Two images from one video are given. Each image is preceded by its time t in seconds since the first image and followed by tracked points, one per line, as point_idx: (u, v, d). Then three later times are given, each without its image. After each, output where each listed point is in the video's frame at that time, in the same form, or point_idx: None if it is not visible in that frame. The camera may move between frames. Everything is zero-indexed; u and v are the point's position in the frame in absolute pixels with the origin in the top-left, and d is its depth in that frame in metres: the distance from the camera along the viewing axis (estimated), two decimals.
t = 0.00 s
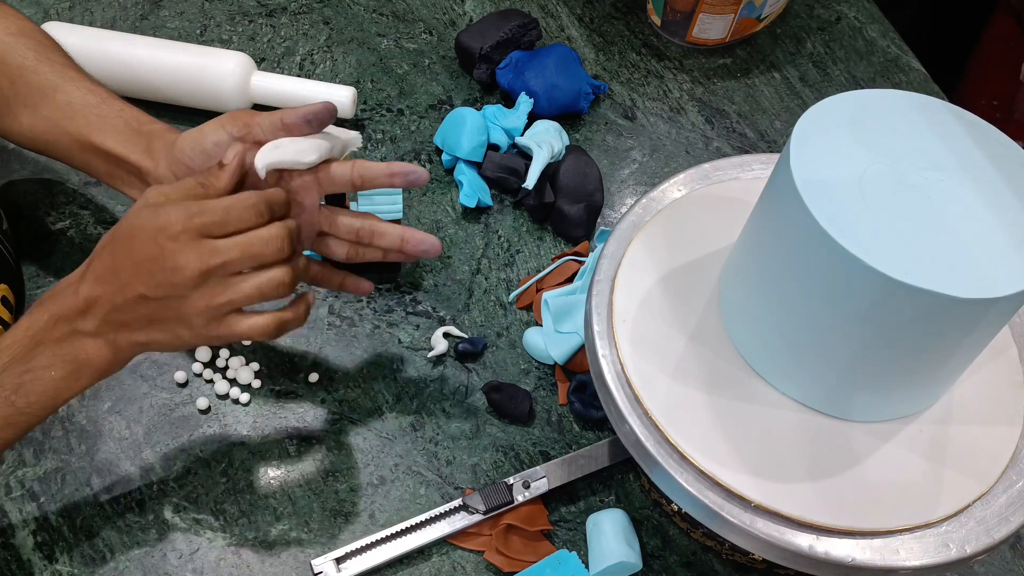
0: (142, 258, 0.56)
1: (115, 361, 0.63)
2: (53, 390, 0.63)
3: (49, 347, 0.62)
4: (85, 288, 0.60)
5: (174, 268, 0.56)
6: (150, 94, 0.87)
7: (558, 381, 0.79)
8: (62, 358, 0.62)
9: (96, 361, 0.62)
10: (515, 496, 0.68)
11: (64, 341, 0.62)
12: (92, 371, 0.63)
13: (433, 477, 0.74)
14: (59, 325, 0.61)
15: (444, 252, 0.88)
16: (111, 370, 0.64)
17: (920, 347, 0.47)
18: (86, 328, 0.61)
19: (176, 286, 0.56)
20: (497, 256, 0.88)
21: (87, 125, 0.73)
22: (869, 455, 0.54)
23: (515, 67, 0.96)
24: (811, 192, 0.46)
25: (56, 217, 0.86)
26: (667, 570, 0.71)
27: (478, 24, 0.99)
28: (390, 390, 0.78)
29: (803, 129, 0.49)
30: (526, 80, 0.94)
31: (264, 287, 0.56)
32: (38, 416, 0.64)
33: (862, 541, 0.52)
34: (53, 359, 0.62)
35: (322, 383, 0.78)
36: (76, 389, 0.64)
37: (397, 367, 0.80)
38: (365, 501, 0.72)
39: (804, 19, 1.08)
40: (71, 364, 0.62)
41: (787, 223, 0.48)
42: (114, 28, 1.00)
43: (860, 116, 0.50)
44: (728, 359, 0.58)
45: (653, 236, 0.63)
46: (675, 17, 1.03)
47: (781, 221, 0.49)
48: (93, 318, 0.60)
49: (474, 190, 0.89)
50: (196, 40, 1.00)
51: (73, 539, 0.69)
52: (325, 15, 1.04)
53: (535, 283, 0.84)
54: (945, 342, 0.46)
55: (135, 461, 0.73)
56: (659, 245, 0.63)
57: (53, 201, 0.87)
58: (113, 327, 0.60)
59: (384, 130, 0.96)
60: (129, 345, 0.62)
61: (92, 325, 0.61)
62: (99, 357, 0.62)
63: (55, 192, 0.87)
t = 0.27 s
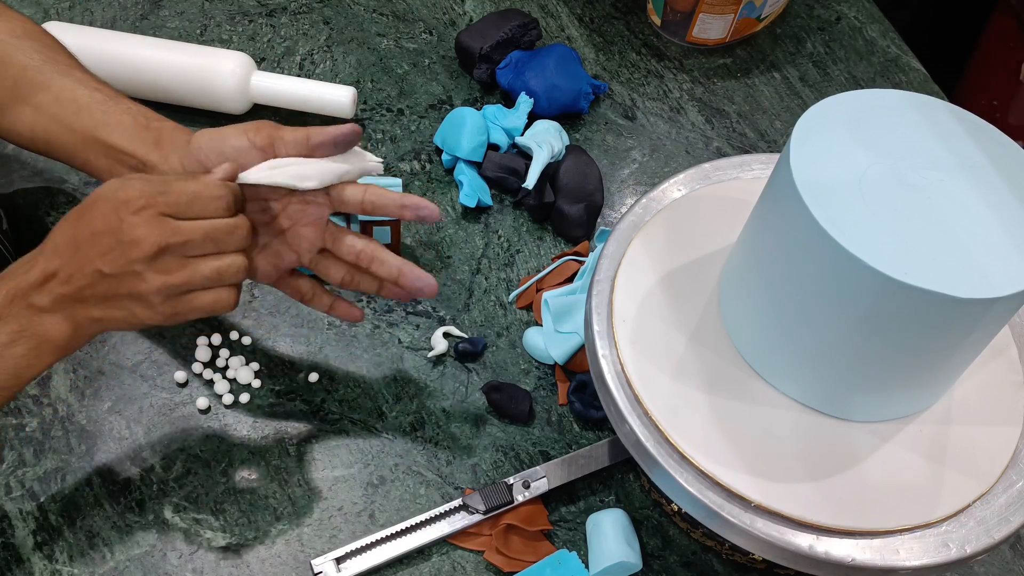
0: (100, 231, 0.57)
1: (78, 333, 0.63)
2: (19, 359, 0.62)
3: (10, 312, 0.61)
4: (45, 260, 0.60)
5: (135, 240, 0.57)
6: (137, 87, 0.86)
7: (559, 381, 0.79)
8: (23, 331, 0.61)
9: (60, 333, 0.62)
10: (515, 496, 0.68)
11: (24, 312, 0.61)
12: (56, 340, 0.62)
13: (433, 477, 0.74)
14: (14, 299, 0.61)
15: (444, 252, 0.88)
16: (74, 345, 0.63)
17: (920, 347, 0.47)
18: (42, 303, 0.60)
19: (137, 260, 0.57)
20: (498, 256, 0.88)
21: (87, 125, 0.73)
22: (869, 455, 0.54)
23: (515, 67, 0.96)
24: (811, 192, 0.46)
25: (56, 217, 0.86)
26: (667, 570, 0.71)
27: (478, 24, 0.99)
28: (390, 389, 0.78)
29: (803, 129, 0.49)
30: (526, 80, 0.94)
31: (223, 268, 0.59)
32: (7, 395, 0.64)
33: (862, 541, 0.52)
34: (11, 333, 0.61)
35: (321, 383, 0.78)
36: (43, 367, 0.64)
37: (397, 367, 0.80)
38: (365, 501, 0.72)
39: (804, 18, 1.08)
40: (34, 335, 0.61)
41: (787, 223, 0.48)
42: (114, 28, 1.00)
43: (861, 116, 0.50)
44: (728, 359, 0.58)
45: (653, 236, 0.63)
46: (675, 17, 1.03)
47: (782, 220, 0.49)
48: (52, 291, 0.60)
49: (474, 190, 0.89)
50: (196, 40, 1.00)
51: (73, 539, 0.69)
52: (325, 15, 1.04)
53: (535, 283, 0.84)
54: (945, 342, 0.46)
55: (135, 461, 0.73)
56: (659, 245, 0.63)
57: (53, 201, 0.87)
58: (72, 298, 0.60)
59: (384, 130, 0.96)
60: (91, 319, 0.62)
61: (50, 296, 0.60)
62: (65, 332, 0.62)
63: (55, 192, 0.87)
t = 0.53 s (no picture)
0: (226, 365, 0.59)
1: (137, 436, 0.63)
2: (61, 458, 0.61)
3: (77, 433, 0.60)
4: (72, 410, 0.59)
5: (233, 366, 0.59)
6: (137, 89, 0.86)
7: (559, 381, 0.79)
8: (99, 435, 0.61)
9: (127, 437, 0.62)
10: (515, 496, 0.68)
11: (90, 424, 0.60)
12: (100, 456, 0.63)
13: (433, 477, 0.74)
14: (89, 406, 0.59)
15: (444, 252, 0.88)
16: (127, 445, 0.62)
17: (920, 347, 0.47)
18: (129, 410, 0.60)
19: (237, 366, 0.59)
20: (498, 256, 0.88)
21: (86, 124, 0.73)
22: (870, 455, 0.54)
23: (515, 67, 0.96)
24: (811, 192, 0.46)
25: (55, 217, 0.86)
26: (667, 570, 0.71)
27: (478, 24, 0.99)
28: (390, 389, 0.78)
29: (803, 129, 0.49)
30: (526, 80, 0.94)
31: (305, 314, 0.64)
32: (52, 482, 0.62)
33: (862, 541, 0.52)
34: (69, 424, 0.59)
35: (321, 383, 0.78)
36: (54, 482, 0.63)
37: (397, 367, 0.80)
38: (365, 501, 0.72)
39: (804, 19, 1.08)
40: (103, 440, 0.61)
41: (787, 223, 0.48)
42: (114, 28, 1.00)
43: (861, 116, 0.50)
44: (729, 359, 0.58)
45: (653, 236, 0.63)
46: (675, 17, 1.03)
47: (782, 220, 0.49)
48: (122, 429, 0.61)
49: (474, 190, 0.89)
50: (196, 40, 1.00)
51: (73, 540, 0.69)
52: (325, 15, 1.04)
53: (535, 283, 0.84)
54: (945, 342, 0.46)
55: (134, 462, 0.72)
56: (659, 245, 0.63)
57: (53, 201, 0.87)
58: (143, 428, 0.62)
59: (384, 129, 0.96)
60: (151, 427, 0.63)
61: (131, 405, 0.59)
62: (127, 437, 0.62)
63: (55, 192, 0.87)
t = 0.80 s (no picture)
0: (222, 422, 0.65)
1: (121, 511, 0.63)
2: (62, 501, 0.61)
3: (65, 485, 0.61)
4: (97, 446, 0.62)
5: (232, 425, 0.66)
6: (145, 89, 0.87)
7: (559, 380, 0.79)
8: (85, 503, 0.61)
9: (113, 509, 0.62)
10: (515, 496, 0.68)
11: (83, 483, 0.61)
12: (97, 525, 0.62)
13: (433, 477, 0.74)
14: (82, 468, 0.61)
15: (444, 252, 0.88)
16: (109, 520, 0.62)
17: (920, 347, 0.47)
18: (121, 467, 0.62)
19: (234, 420, 0.66)
20: (498, 256, 0.88)
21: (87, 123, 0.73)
22: (870, 455, 0.54)
23: (515, 67, 0.96)
24: (811, 192, 0.46)
25: (55, 217, 0.86)
26: (667, 570, 0.71)
27: (478, 24, 0.99)
28: (390, 389, 0.78)
29: (803, 129, 0.49)
30: (525, 80, 0.94)
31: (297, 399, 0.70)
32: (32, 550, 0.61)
33: (862, 541, 0.52)
34: (62, 474, 0.61)
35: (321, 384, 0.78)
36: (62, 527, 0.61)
37: (397, 367, 0.80)
38: (365, 501, 0.72)
39: (804, 19, 1.08)
40: (91, 506, 0.61)
41: (787, 223, 0.48)
42: (114, 28, 1.00)
43: (860, 116, 0.50)
44: (729, 359, 0.58)
45: (653, 236, 0.63)
46: (675, 17, 1.03)
47: (782, 220, 0.49)
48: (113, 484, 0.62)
49: (474, 190, 0.89)
50: (196, 40, 1.00)
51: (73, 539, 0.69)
52: (325, 15, 1.04)
53: (535, 283, 0.84)
54: (945, 342, 0.46)
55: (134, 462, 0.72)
56: (659, 245, 0.63)
57: (53, 201, 0.87)
58: (129, 497, 0.63)
59: (384, 129, 0.96)
60: (142, 503, 0.64)
61: (123, 464, 0.62)
62: (115, 508, 0.62)
63: (55, 192, 0.87)
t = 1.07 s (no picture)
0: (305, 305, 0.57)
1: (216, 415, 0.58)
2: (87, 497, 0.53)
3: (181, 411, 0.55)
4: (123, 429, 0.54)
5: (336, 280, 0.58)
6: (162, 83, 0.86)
7: (558, 381, 0.79)
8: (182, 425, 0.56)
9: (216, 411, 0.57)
10: (515, 496, 0.68)
11: (174, 415, 0.55)
12: (170, 460, 0.57)
13: (433, 477, 0.74)
14: (168, 396, 0.55)
15: (444, 252, 0.88)
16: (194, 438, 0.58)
17: (920, 347, 0.47)
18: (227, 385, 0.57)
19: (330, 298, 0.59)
20: (497, 256, 0.88)
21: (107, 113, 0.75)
22: (870, 455, 0.54)
23: (515, 67, 0.96)
24: (811, 192, 0.46)
25: (55, 217, 0.86)
26: (667, 570, 0.71)
27: (478, 24, 0.99)
28: (390, 389, 0.78)
29: (803, 129, 0.49)
30: (526, 80, 0.94)
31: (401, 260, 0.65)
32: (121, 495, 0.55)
33: (862, 541, 0.52)
34: (157, 406, 0.55)
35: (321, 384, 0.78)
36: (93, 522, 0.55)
37: (397, 367, 0.80)
38: (365, 501, 0.72)
39: (804, 19, 1.08)
40: (198, 418, 0.56)
41: (787, 223, 0.48)
42: (113, 28, 1.00)
43: (860, 116, 0.50)
44: (729, 358, 0.58)
45: (653, 236, 0.63)
46: (675, 17, 1.03)
47: (781, 221, 0.49)
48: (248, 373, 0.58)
49: (474, 190, 0.89)
50: (196, 40, 1.00)
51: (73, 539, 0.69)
52: (325, 15, 1.04)
53: (535, 283, 0.84)
54: (946, 342, 0.46)
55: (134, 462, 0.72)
56: (659, 245, 0.63)
57: (53, 201, 0.87)
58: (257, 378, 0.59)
59: (384, 130, 0.96)
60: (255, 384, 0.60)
61: (224, 384, 0.57)
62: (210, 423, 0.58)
63: (55, 192, 0.87)
